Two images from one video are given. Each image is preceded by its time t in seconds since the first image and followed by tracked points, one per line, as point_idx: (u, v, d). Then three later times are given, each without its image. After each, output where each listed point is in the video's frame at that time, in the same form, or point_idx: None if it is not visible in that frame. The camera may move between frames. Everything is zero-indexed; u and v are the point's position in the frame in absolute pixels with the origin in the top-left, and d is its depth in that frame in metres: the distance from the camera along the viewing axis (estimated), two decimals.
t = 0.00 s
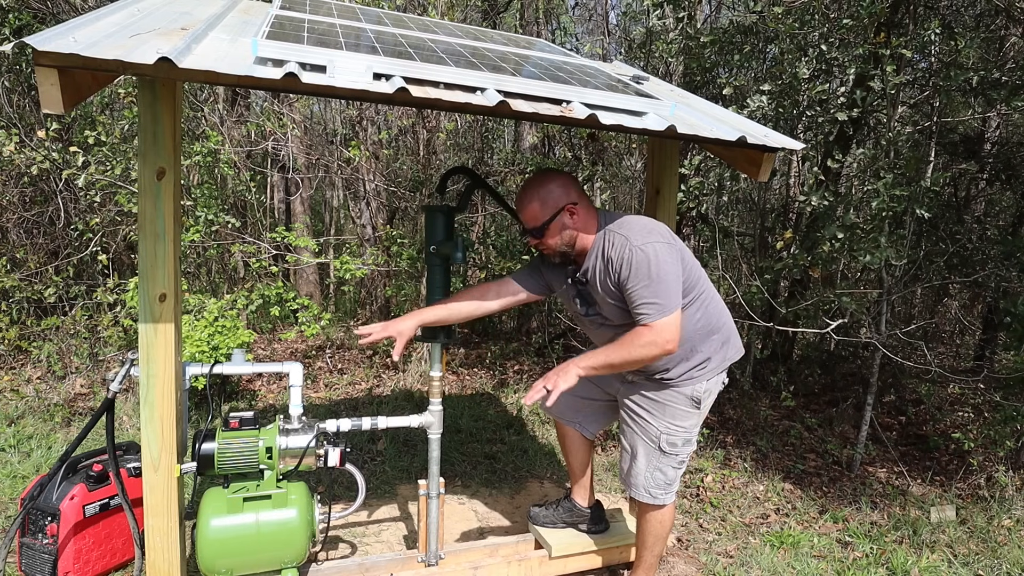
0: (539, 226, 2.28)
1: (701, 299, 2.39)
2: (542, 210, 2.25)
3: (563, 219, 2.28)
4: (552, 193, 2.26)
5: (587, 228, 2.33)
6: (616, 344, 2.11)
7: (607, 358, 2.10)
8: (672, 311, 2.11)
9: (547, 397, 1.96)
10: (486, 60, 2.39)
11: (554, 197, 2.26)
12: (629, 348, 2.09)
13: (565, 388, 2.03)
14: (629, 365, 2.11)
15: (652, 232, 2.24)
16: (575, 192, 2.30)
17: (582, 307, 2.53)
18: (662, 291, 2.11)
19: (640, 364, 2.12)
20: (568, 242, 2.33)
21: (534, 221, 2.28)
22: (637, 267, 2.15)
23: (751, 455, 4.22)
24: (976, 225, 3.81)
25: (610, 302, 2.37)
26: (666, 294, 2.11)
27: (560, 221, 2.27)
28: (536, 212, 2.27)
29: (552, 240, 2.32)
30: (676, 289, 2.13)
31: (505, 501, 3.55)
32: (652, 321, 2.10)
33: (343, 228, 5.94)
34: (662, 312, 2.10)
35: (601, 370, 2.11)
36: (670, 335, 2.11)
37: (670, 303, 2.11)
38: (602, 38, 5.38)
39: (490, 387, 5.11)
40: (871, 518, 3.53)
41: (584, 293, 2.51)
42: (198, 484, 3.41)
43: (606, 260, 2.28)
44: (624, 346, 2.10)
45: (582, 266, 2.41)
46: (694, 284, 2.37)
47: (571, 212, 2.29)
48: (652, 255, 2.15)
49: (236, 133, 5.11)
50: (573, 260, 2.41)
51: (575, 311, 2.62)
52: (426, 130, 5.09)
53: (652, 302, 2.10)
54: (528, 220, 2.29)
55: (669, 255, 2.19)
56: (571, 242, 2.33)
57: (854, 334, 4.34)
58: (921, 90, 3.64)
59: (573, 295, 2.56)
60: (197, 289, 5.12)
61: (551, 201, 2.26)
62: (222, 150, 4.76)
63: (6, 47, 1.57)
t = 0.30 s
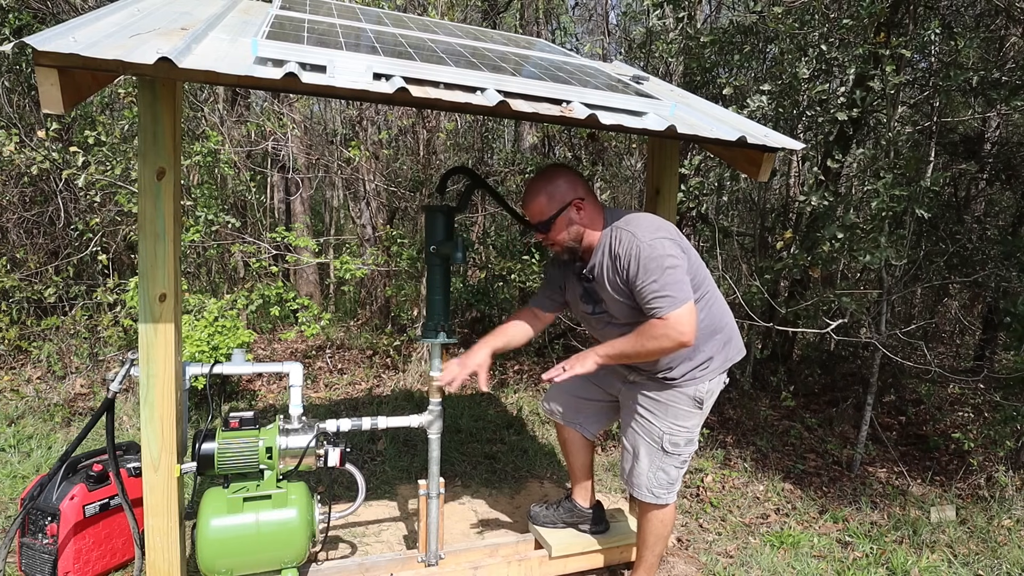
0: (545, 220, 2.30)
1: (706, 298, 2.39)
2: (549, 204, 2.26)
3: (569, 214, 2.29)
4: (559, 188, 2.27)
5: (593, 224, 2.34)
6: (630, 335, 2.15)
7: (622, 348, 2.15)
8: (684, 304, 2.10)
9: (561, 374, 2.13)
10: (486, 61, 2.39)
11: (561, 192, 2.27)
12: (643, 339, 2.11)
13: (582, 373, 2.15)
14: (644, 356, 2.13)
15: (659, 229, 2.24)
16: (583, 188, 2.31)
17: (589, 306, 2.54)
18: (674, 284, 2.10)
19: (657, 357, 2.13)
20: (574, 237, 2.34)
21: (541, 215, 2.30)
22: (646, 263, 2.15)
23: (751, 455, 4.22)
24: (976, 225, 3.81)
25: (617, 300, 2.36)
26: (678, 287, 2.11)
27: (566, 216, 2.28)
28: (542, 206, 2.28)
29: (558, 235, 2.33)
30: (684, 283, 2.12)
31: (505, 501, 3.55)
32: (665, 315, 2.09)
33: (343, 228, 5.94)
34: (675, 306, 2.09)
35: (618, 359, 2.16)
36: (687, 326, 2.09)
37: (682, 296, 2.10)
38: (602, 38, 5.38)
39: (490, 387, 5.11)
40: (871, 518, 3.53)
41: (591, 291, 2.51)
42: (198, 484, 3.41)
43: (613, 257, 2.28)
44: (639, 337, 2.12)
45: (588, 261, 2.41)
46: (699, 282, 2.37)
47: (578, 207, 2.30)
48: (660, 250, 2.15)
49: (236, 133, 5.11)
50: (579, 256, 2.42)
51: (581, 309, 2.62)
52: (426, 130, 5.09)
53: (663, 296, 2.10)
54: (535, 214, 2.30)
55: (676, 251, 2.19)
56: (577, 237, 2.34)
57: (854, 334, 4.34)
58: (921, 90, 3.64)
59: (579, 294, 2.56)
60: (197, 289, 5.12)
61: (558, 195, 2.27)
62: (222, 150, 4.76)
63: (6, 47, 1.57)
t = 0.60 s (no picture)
0: (544, 216, 2.31)
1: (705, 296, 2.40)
2: (549, 201, 2.28)
3: (569, 212, 2.30)
4: (559, 187, 2.28)
5: (594, 220, 2.34)
6: (647, 342, 2.18)
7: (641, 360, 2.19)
8: (693, 296, 2.10)
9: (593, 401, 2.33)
10: (486, 61, 2.39)
11: (561, 189, 2.28)
12: (661, 343, 2.13)
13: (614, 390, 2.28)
14: (666, 357, 2.15)
15: (656, 225, 2.24)
16: (581, 186, 2.33)
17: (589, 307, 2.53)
18: (682, 278, 2.10)
19: (677, 353, 2.15)
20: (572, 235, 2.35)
21: (540, 212, 2.30)
22: (648, 260, 2.14)
23: (751, 455, 4.22)
24: (976, 226, 3.81)
25: (618, 299, 2.36)
26: (686, 280, 2.11)
27: (565, 213, 2.30)
28: (542, 203, 2.29)
29: (557, 232, 2.34)
30: (689, 276, 2.12)
31: (505, 501, 3.55)
32: (678, 311, 2.09)
33: (343, 228, 5.94)
34: (685, 299, 2.09)
35: (642, 366, 2.21)
36: (701, 318, 2.10)
37: (691, 288, 2.10)
38: (602, 38, 5.39)
39: (490, 387, 5.11)
40: (871, 518, 3.53)
41: (590, 292, 2.50)
42: (198, 484, 3.41)
43: (613, 257, 2.27)
44: (656, 342, 2.14)
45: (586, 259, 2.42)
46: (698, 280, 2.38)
47: (577, 205, 2.31)
48: (661, 246, 2.15)
49: (236, 133, 5.11)
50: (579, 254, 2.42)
51: (582, 311, 2.61)
52: (426, 130, 5.10)
53: (672, 290, 2.09)
54: (534, 212, 2.31)
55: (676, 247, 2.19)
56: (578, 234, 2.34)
57: (854, 334, 4.33)
58: (921, 90, 3.64)
59: (580, 295, 2.55)
60: (197, 289, 5.12)
61: (558, 193, 2.27)
62: (222, 150, 4.76)
63: (6, 47, 1.56)
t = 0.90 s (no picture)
0: (565, 200, 2.29)
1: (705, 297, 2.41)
2: (570, 184, 2.29)
3: (588, 195, 2.33)
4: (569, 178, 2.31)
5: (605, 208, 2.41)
6: (636, 331, 2.16)
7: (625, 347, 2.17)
8: (687, 291, 2.11)
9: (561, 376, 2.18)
10: (486, 61, 2.39)
11: (574, 175, 2.33)
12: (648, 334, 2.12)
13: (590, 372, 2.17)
14: (652, 348, 2.14)
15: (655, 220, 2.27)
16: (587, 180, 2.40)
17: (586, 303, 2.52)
18: (676, 272, 2.12)
19: (665, 346, 2.14)
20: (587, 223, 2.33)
21: (553, 202, 2.30)
22: (645, 253, 2.16)
23: (751, 455, 4.22)
24: (976, 226, 3.81)
25: (615, 295, 2.37)
26: (680, 275, 2.12)
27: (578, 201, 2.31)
28: (562, 187, 2.29)
29: (580, 216, 2.31)
30: (683, 271, 2.13)
31: (505, 501, 3.55)
32: (670, 303, 2.10)
33: (343, 228, 5.94)
34: (679, 292, 2.10)
35: (627, 354, 2.18)
36: (692, 312, 2.10)
37: (685, 282, 2.11)
38: (602, 38, 5.39)
39: (490, 387, 5.11)
40: (871, 518, 3.53)
41: (589, 288, 2.50)
42: (198, 484, 3.41)
43: (612, 251, 2.29)
44: (644, 332, 2.13)
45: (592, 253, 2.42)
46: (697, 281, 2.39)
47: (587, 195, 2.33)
48: (657, 241, 2.17)
49: (236, 133, 5.12)
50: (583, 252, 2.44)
51: (580, 308, 2.61)
52: (426, 130, 5.10)
53: (667, 284, 2.11)
54: (555, 198, 2.29)
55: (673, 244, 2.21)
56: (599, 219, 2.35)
57: (854, 334, 4.33)
58: (921, 90, 3.64)
59: (579, 292, 2.55)
60: (197, 289, 5.12)
61: (573, 178, 2.31)
62: (222, 150, 4.76)
63: (6, 47, 1.56)
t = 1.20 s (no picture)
0: (559, 205, 2.27)
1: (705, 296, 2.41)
2: (565, 188, 2.27)
3: (582, 201, 2.30)
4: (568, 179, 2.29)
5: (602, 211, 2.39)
6: (638, 331, 2.17)
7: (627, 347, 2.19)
8: (687, 289, 2.11)
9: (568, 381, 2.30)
10: (486, 61, 2.39)
11: (572, 177, 2.30)
12: (649, 334, 2.13)
13: (597, 375, 2.24)
14: (654, 347, 2.15)
15: (654, 220, 2.27)
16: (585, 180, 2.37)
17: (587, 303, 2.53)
18: (676, 270, 2.12)
19: (667, 345, 2.14)
20: (584, 224, 2.32)
21: (552, 204, 2.28)
22: (643, 252, 2.16)
23: (751, 455, 4.22)
24: (976, 226, 3.81)
25: (616, 295, 2.37)
26: (680, 273, 2.12)
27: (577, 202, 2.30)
28: (556, 191, 2.27)
29: (573, 221, 2.30)
30: (683, 269, 2.13)
31: (505, 501, 3.55)
32: (669, 302, 2.10)
33: (343, 228, 5.94)
34: (679, 291, 2.10)
35: (629, 354, 2.20)
36: (692, 310, 2.10)
37: (685, 281, 2.11)
38: (602, 38, 5.39)
39: (490, 387, 5.11)
40: (871, 518, 3.53)
41: (590, 288, 2.50)
42: (198, 484, 3.41)
43: (611, 251, 2.29)
44: (645, 331, 2.14)
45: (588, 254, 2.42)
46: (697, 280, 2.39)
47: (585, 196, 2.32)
48: (655, 240, 2.17)
49: (236, 133, 5.12)
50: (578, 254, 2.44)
51: (581, 308, 2.61)
52: (426, 130, 5.10)
53: (666, 283, 2.11)
54: (549, 202, 2.28)
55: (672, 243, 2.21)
56: (593, 224, 2.34)
57: (854, 334, 4.33)
58: (921, 90, 3.64)
59: (579, 291, 2.55)
60: (197, 289, 5.12)
61: (570, 180, 2.28)
62: (222, 150, 4.76)
63: (6, 48, 1.56)
